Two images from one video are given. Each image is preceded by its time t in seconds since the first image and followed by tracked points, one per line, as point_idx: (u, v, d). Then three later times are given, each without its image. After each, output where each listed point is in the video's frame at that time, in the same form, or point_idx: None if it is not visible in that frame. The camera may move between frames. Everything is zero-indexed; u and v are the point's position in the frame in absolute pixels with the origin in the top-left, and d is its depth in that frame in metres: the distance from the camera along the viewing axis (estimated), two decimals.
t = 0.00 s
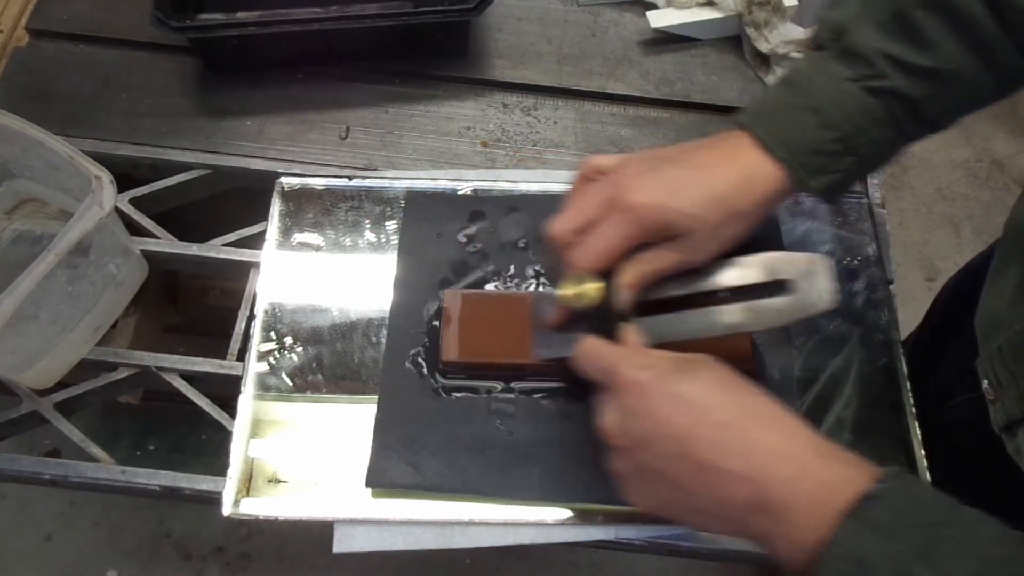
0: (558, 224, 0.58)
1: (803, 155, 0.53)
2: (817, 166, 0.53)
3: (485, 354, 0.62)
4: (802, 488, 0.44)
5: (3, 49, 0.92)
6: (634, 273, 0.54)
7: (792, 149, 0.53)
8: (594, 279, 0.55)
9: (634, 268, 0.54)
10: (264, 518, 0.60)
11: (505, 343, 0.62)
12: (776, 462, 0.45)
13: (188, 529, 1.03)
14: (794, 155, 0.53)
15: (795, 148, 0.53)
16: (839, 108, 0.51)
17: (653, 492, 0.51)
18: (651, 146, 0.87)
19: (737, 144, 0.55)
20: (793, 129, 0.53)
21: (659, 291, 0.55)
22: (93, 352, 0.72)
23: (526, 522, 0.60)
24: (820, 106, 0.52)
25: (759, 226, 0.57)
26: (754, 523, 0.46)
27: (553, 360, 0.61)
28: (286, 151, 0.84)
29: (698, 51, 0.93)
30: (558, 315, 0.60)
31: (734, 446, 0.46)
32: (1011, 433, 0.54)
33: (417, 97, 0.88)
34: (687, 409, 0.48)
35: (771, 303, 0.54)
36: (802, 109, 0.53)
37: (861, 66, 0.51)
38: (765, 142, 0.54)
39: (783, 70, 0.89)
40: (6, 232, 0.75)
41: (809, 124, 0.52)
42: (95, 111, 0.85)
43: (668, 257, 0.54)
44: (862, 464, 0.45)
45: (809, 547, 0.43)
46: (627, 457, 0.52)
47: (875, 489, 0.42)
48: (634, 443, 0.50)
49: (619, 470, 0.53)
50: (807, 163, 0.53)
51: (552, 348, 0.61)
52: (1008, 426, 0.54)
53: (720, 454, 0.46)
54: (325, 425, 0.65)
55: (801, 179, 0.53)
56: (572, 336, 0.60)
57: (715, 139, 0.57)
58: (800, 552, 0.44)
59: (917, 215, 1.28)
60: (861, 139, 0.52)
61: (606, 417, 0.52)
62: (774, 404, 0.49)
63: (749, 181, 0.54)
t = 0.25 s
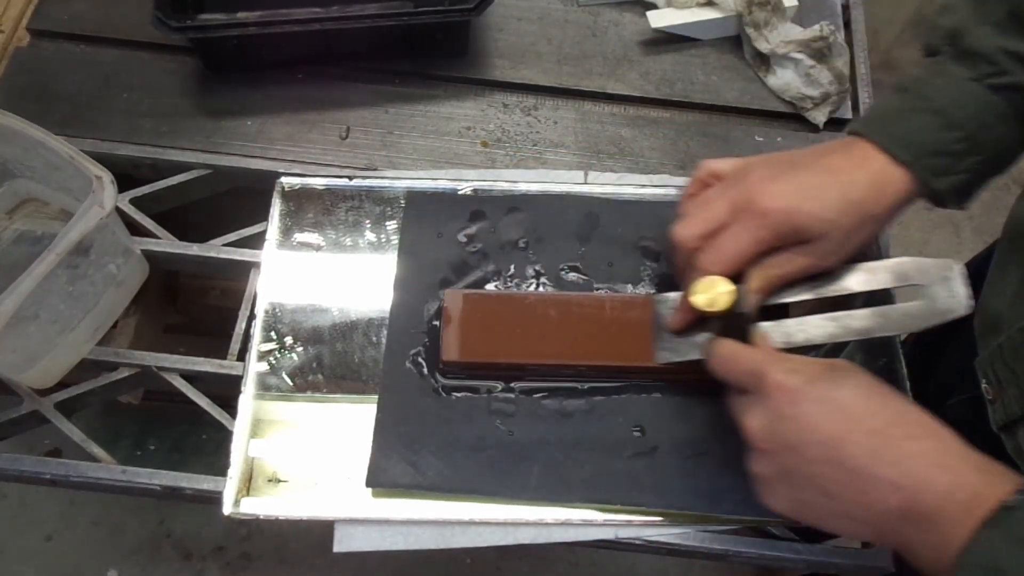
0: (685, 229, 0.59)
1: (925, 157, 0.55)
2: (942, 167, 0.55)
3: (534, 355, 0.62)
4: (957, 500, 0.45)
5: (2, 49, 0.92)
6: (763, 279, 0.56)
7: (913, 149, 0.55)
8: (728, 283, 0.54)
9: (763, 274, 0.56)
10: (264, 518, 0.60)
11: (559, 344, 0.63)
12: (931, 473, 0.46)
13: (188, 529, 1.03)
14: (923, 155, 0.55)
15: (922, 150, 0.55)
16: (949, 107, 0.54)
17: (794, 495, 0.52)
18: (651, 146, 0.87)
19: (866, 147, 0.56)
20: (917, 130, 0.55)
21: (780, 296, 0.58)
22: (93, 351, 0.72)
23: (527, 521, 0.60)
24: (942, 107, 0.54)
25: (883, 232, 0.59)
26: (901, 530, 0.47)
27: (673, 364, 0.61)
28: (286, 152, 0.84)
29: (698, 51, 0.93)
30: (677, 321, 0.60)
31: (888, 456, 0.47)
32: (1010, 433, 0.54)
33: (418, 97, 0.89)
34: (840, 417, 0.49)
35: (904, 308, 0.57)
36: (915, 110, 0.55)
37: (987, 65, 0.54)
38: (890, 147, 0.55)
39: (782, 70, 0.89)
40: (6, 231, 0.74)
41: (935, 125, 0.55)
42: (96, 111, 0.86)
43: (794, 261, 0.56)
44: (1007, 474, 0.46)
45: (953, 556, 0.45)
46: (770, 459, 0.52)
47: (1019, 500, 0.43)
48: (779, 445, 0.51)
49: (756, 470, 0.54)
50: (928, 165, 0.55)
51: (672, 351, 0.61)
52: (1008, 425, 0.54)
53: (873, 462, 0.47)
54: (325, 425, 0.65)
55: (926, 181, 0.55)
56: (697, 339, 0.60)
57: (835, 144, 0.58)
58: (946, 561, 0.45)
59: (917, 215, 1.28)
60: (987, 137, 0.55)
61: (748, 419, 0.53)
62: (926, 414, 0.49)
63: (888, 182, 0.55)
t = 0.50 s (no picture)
0: (696, 228, 0.61)
1: (932, 154, 0.58)
2: (948, 163, 0.58)
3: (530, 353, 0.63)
4: (965, 497, 0.49)
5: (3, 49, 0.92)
6: (773, 276, 0.58)
7: (918, 147, 0.58)
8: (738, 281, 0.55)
9: (773, 272, 0.58)
10: (264, 518, 0.60)
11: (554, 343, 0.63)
12: (940, 472, 0.50)
13: (188, 529, 1.03)
14: (930, 152, 0.58)
15: (927, 148, 0.58)
16: (958, 105, 0.57)
17: (803, 492, 0.55)
18: (651, 146, 0.87)
19: (874, 150, 0.59)
20: (920, 130, 0.58)
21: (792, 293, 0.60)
22: (93, 351, 0.72)
23: (527, 521, 0.60)
24: (946, 105, 0.57)
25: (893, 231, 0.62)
26: (910, 525, 0.51)
27: (686, 364, 0.62)
28: (286, 152, 0.85)
29: (698, 51, 0.93)
30: (692, 322, 0.61)
31: (900, 455, 0.50)
32: (1010, 435, 0.54)
33: (418, 97, 0.89)
34: (856, 417, 0.52)
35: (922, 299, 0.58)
36: (923, 107, 0.58)
37: (989, 64, 0.56)
38: (896, 146, 0.58)
39: (782, 70, 0.89)
40: (6, 231, 0.74)
41: (939, 123, 0.57)
42: (96, 111, 0.86)
43: (805, 258, 0.59)
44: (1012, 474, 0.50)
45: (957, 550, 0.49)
46: (784, 456, 0.55)
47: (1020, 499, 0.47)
48: (797, 444, 0.53)
49: (766, 468, 0.57)
50: (936, 162, 0.58)
51: (683, 351, 0.62)
52: (1008, 427, 0.54)
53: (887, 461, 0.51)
54: (325, 425, 0.65)
55: (932, 178, 0.58)
56: (709, 339, 0.61)
57: (841, 146, 0.61)
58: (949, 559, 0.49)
59: (917, 216, 1.28)
60: (991, 133, 0.57)
61: (763, 417, 0.55)
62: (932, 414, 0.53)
63: (894, 183, 0.58)
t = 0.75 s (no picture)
0: (665, 226, 0.61)
1: (902, 152, 0.57)
2: (918, 161, 0.57)
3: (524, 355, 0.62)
4: (924, 495, 0.48)
5: (3, 49, 0.92)
6: (741, 275, 0.59)
7: (888, 143, 0.58)
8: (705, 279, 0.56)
9: (741, 270, 0.59)
10: (264, 518, 0.60)
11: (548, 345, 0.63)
12: (899, 469, 0.49)
13: (188, 529, 1.03)
14: (899, 150, 0.57)
15: (897, 145, 0.57)
16: (928, 105, 0.56)
17: (766, 489, 0.55)
18: (651, 146, 0.87)
19: (842, 148, 0.59)
20: (891, 126, 0.57)
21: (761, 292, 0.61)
22: (93, 351, 0.72)
23: (527, 521, 0.60)
24: (919, 104, 0.56)
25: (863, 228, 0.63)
26: (870, 523, 0.50)
27: (656, 363, 0.62)
28: (286, 152, 0.85)
29: (698, 51, 0.93)
30: (661, 320, 0.61)
31: (858, 451, 0.50)
32: (1003, 435, 0.54)
33: (418, 97, 0.89)
34: (813, 413, 0.51)
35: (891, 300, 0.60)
36: (896, 105, 0.57)
37: (960, 62, 0.55)
38: (866, 144, 0.58)
39: (782, 70, 0.89)
40: (6, 231, 0.74)
41: (910, 120, 0.57)
42: (96, 111, 0.86)
43: (773, 256, 0.60)
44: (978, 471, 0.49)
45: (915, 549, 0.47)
46: (745, 453, 0.55)
47: (981, 495, 0.46)
48: (757, 440, 0.54)
49: (727, 464, 0.57)
50: (907, 159, 0.57)
51: (654, 348, 0.62)
52: (1001, 428, 0.54)
53: (844, 457, 0.50)
54: (325, 424, 0.65)
55: (901, 175, 0.58)
56: (679, 337, 0.62)
57: (810, 143, 0.61)
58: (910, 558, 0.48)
59: (917, 216, 1.28)
60: (962, 132, 0.56)
61: (724, 414, 0.56)
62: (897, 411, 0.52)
63: (861, 180, 0.58)
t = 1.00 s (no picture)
0: (581, 224, 0.57)
1: (822, 155, 0.52)
2: (836, 167, 0.52)
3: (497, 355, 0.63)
4: (828, 490, 0.44)
5: (3, 49, 0.92)
6: (656, 276, 0.55)
7: (804, 145, 0.52)
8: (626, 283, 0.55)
9: (656, 271, 0.55)
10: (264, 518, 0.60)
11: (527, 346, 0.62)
12: (805, 463, 0.45)
13: (188, 529, 1.03)
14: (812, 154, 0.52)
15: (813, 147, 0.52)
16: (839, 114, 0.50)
17: (677, 490, 0.51)
18: (651, 146, 0.87)
19: (761, 143, 0.54)
20: (807, 126, 0.51)
21: (683, 292, 0.58)
22: (93, 351, 0.72)
23: (527, 521, 0.60)
24: (838, 107, 0.50)
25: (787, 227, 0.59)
26: (779, 522, 0.46)
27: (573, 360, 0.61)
28: (286, 152, 0.84)
29: (698, 51, 0.93)
30: (580, 317, 0.60)
31: (759, 446, 0.46)
32: (994, 429, 0.55)
33: (418, 97, 0.89)
34: (716, 408, 0.48)
35: (798, 302, 0.57)
36: (819, 109, 0.51)
37: (880, 66, 0.49)
38: (782, 144, 0.53)
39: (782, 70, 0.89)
40: (6, 231, 0.74)
41: (829, 125, 0.51)
42: (96, 111, 0.86)
43: (689, 256, 0.56)
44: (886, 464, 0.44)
45: (827, 548, 0.43)
46: (652, 452, 0.52)
47: (891, 488, 0.42)
48: (661, 440, 0.50)
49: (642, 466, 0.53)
50: (824, 163, 0.52)
51: (573, 346, 0.61)
52: (990, 422, 0.55)
53: (746, 454, 0.46)
54: (325, 424, 0.65)
55: (819, 178, 0.53)
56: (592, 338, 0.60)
57: (729, 142, 0.56)
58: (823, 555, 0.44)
59: (917, 215, 1.28)
60: (878, 139, 0.50)
61: (632, 413, 0.52)
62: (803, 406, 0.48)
63: (773, 182, 0.53)
